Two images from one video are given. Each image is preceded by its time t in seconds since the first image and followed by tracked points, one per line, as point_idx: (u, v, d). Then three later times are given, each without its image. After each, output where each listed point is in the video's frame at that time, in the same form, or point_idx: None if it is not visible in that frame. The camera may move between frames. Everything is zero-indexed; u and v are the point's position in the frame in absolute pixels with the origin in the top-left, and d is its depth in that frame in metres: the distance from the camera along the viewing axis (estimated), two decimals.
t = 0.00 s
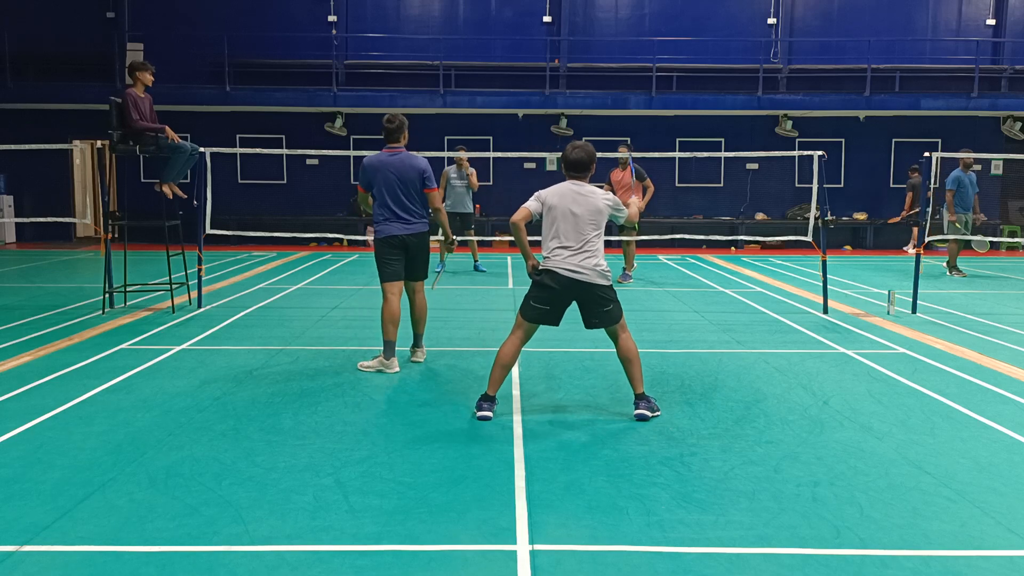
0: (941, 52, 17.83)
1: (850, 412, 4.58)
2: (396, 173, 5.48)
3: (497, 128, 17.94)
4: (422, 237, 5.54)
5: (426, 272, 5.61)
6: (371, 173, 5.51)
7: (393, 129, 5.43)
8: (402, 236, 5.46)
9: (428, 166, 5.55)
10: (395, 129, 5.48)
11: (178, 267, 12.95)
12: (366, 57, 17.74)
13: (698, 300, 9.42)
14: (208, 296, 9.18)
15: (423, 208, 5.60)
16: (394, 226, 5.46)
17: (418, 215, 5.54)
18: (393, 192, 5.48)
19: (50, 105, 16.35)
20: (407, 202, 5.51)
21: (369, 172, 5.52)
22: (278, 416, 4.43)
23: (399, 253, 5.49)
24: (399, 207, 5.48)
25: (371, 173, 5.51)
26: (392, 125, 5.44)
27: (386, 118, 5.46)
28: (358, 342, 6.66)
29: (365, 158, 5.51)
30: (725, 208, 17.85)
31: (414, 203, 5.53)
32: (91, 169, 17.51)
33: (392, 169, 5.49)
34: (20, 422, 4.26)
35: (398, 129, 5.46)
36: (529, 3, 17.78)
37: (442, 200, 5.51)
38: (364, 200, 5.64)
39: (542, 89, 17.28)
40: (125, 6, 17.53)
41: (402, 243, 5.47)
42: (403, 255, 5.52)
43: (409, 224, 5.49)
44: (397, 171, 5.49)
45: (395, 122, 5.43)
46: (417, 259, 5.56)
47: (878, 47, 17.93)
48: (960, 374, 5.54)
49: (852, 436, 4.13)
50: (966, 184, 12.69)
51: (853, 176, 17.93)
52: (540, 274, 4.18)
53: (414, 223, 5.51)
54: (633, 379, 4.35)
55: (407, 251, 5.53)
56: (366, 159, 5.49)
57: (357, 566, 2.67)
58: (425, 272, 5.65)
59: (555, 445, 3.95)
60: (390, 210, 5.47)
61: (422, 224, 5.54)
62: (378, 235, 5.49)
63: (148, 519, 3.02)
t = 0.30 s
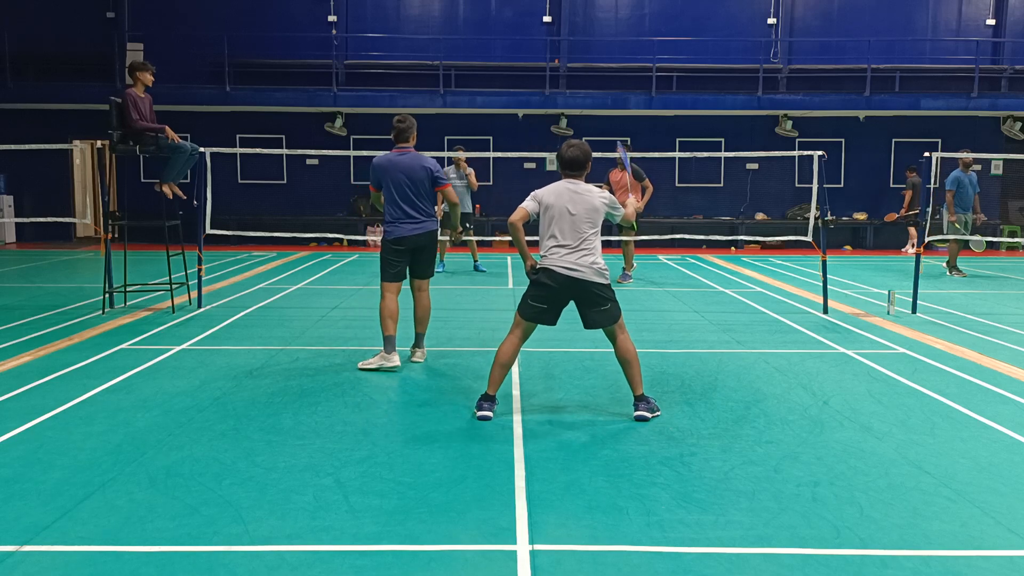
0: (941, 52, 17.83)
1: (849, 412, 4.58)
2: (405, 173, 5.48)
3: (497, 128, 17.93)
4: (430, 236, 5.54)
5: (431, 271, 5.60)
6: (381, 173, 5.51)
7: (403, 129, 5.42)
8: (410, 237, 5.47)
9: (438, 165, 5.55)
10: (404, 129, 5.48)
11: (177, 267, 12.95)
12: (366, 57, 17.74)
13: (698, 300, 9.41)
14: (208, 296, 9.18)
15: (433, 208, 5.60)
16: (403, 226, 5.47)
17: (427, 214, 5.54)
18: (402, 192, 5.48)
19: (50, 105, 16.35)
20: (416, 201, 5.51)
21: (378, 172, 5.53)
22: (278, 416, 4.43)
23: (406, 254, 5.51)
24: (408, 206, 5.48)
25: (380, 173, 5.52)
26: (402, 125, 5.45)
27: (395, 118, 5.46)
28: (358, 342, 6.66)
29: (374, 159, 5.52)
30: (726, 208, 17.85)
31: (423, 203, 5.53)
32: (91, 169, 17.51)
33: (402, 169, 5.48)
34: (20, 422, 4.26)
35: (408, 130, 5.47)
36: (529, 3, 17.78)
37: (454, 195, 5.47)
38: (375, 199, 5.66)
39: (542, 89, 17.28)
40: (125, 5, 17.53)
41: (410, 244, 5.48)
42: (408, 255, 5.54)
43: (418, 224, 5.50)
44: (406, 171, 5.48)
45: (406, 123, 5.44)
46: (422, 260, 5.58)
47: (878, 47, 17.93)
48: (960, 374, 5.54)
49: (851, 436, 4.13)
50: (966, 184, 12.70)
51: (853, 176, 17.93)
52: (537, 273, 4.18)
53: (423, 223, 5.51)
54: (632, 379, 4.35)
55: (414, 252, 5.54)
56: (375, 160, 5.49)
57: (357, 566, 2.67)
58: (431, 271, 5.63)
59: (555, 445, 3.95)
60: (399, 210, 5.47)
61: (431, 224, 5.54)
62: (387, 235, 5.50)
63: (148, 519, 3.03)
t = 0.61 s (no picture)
0: (941, 52, 17.83)
1: (849, 412, 4.58)
2: (411, 173, 5.48)
3: (497, 128, 17.94)
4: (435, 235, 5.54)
5: (434, 271, 5.61)
6: (386, 172, 5.52)
7: (410, 128, 5.43)
8: (415, 236, 5.47)
9: (445, 164, 5.55)
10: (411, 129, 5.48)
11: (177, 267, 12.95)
12: (366, 57, 17.74)
13: (699, 300, 9.41)
14: (208, 296, 9.18)
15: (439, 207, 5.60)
16: (408, 225, 5.47)
17: (433, 213, 5.54)
18: (408, 191, 5.49)
19: (50, 105, 16.35)
20: (423, 200, 5.51)
21: (384, 171, 5.54)
22: (278, 416, 4.43)
23: (410, 253, 5.51)
24: (413, 206, 5.49)
25: (387, 172, 5.52)
26: (408, 125, 5.45)
27: (402, 118, 5.46)
28: (358, 342, 6.66)
29: (381, 157, 5.53)
30: (725, 208, 17.85)
31: (429, 202, 5.53)
32: (91, 169, 17.50)
33: (408, 168, 5.49)
34: (20, 422, 4.26)
35: (415, 130, 5.47)
36: (529, 3, 17.78)
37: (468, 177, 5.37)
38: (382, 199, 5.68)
39: (542, 89, 17.27)
40: (125, 5, 17.53)
41: (414, 243, 5.48)
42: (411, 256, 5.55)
43: (423, 223, 5.50)
44: (412, 170, 5.48)
45: (413, 124, 5.44)
46: (424, 260, 5.58)
47: (878, 47, 17.93)
48: (960, 374, 5.54)
49: (851, 435, 4.13)
50: (967, 186, 12.68)
51: (853, 176, 17.94)
52: (537, 273, 4.17)
53: (428, 222, 5.51)
54: (632, 380, 4.35)
55: (418, 251, 5.55)
56: (381, 159, 5.50)
57: (357, 566, 2.67)
58: (434, 272, 5.62)
59: (555, 445, 3.95)
60: (405, 209, 5.48)
61: (436, 223, 5.54)
62: (391, 234, 5.50)
63: (148, 519, 3.03)
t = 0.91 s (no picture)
0: (941, 52, 17.83)
1: (849, 412, 4.58)
2: (415, 172, 5.48)
3: (497, 128, 17.93)
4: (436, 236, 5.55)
5: (435, 272, 5.62)
6: (390, 171, 5.52)
7: (415, 129, 5.43)
8: (417, 236, 5.46)
9: (448, 165, 5.56)
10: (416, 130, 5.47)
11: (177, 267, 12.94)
12: (366, 57, 17.74)
13: (699, 300, 9.41)
14: (208, 296, 9.18)
15: (440, 208, 5.61)
16: (410, 225, 5.46)
17: (435, 214, 5.55)
18: (411, 190, 5.49)
19: (50, 105, 16.35)
20: (426, 201, 5.51)
21: (387, 170, 5.54)
22: (278, 416, 4.43)
23: (412, 253, 5.51)
24: (415, 205, 5.48)
25: (391, 171, 5.52)
26: (413, 126, 5.44)
27: (406, 118, 5.45)
28: (358, 342, 6.66)
29: (384, 156, 5.52)
30: (725, 208, 17.85)
31: (431, 202, 5.54)
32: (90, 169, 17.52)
33: (412, 167, 5.49)
34: (20, 422, 4.26)
35: (419, 131, 5.46)
36: (529, 3, 17.78)
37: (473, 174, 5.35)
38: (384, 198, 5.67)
39: (542, 89, 17.27)
40: (125, 5, 17.53)
41: (416, 243, 5.48)
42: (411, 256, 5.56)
43: (425, 223, 5.50)
44: (415, 170, 5.48)
45: (417, 123, 5.43)
46: (426, 260, 5.59)
47: (878, 47, 17.93)
48: (960, 374, 5.54)
49: (851, 436, 4.13)
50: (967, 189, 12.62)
51: (854, 176, 17.94)
52: (537, 273, 4.17)
53: (430, 222, 5.51)
54: (632, 380, 4.35)
55: (419, 251, 5.55)
56: (385, 158, 5.49)
57: (358, 566, 2.67)
58: (434, 272, 5.63)
59: (555, 445, 3.95)
60: (407, 209, 5.47)
61: (438, 223, 5.55)
62: (392, 234, 5.50)
63: (148, 519, 3.03)
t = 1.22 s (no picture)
0: (941, 52, 17.83)
1: (849, 412, 4.58)
2: (415, 172, 5.48)
3: (497, 128, 17.94)
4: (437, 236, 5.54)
5: (436, 272, 5.61)
6: (391, 171, 5.53)
7: (416, 129, 5.43)
8: (417, 236, 5.46)
9: (449, 165, 5.54)
10: (417, 130, 5.47)
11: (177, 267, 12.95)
12: (366, 57, 17.74)
13: (699, 300, 9.41)
14: (208, 296, 9.18)
15: (441, 208, 5.61)
16: (410, 224, 5.46)
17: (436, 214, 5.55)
18: (411, 190, 5.49)
19: (50, 105, 16.36)
20: (426, 200, 5.51)
21: (389, 170, 5.55)
22: (278, 416, 4.43)
23: (411, 252, 5.51)
24: (415, 205, 5.48)
25: (392, 170, 5.52)
26: (415, 126, 5.44)
27: (408, 118, 5.45)
28: (358, 342, 6.66)
29: (386, 156, 5.54)
30: (725, 208, 17.85)
31: (431, 202, 5.53)
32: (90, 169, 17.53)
33: (413, 167, 5.48)
34: (20, 422, 4.26)
35: (421, 131, 5.46)
36: (529, 3, 17.78)
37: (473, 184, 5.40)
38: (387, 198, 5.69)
39: (542, 89, 17.27)
40: (125, 5, 17.53)
41: (415, 243, 5.47)
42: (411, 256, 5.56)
43: (425, 223, 5.50)
44: (416, 170, 5.48)
45: (419, 124, 5.42)
46: (426, 260, 5.58)
47: (878, 47, 17.93)
48: (960, 374, 5.54)
49: (851, 435, 4.13)
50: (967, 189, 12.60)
51: (854, 177, 17.94)
52: (537, 272, 4.17)
53: (430, 222, 5.51)
54: (632, 381, 4.35)
55: (419, 251, 5.55)
56: (386, 158, 5.50)
57: (357, 566, 2.67)
58: (435, 272, 5.61)
59: (554, 445, 3.95)
60: (407, 208, 5.47)
61: (438, 223, 5.54)
62: (392, 233, 5.51)
63: (149, 519, 3.03)
